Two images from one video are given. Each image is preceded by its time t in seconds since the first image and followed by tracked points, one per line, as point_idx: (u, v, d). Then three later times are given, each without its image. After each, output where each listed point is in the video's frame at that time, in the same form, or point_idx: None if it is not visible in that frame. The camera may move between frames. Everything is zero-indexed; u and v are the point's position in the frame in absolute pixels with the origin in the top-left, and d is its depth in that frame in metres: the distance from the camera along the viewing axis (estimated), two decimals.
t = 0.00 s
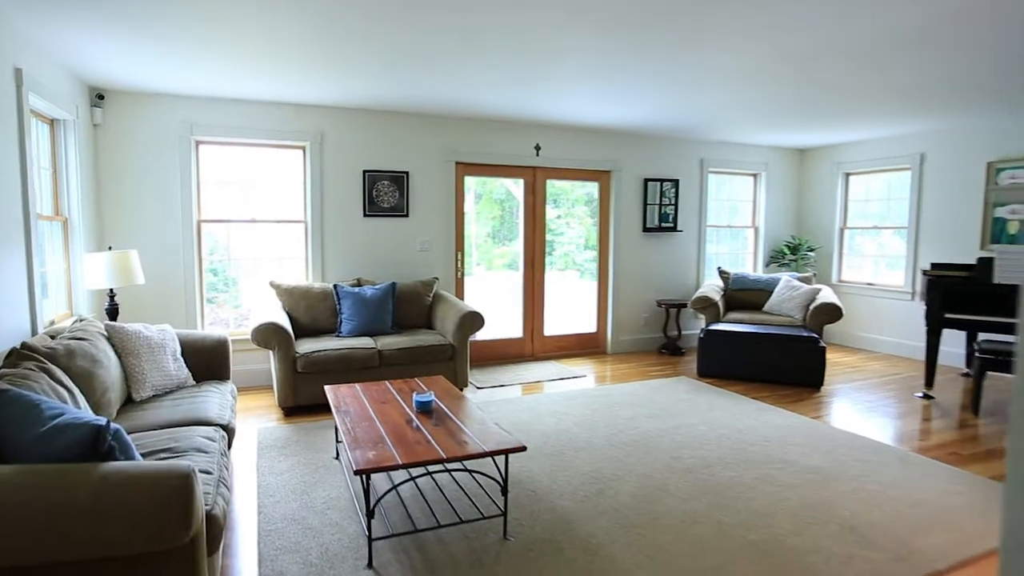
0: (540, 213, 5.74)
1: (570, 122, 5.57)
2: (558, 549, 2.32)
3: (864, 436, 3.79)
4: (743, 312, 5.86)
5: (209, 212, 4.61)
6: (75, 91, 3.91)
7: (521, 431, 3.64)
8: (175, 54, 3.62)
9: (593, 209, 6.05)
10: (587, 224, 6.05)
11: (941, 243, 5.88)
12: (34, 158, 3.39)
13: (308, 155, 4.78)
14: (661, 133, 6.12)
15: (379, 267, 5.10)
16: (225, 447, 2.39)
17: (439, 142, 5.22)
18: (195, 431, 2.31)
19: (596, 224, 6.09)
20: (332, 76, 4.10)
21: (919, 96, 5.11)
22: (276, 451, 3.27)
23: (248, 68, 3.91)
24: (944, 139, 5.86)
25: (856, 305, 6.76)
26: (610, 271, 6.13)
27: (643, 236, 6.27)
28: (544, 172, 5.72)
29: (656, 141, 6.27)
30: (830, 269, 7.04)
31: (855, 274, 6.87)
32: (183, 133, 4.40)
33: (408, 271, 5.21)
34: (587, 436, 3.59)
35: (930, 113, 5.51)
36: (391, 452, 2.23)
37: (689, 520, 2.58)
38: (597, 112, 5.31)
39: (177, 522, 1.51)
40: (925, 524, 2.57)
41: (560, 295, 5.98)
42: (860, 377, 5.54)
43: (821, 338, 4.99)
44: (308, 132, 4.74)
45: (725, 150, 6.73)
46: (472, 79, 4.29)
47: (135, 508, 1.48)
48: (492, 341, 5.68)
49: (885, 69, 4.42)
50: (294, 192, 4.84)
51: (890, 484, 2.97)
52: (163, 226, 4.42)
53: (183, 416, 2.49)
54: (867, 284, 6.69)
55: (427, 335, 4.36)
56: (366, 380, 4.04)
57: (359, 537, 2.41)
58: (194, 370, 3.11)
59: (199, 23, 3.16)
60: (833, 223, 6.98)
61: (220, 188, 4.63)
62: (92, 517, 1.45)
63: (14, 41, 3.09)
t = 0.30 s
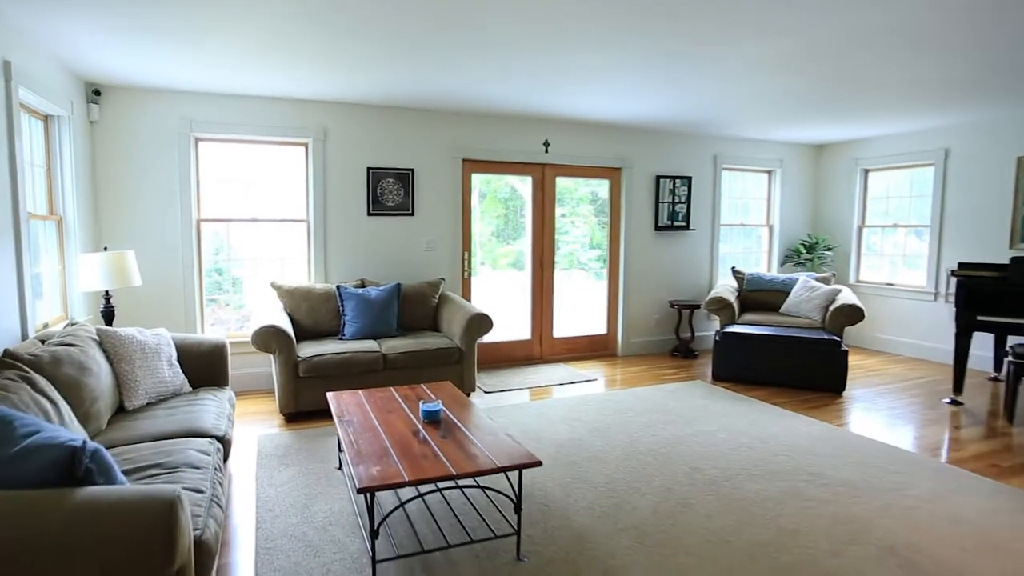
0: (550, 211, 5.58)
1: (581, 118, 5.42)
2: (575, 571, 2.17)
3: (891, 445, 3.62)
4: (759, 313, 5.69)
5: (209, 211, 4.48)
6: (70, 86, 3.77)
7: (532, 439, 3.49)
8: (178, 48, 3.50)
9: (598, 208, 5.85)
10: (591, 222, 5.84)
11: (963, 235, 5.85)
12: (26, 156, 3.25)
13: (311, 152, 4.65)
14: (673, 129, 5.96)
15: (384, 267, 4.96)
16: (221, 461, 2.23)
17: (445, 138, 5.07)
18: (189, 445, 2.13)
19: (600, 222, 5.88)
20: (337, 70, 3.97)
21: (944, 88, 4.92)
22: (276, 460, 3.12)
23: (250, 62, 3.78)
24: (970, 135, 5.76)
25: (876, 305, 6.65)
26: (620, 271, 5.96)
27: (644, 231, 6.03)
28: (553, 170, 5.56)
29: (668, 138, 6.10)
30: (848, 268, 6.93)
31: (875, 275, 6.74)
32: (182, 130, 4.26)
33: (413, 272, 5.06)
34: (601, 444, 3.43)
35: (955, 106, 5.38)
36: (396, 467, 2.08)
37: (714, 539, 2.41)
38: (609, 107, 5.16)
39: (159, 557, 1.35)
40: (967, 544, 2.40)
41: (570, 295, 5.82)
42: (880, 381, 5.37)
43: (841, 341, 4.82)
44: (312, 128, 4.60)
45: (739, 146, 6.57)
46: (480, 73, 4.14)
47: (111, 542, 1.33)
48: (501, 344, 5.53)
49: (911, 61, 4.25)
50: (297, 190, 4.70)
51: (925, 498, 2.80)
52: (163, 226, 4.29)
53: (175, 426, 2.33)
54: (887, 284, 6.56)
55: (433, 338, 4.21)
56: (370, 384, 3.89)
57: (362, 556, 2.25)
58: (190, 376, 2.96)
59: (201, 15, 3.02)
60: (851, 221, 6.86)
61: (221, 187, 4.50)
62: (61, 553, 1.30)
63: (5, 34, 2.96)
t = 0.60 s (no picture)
0: (556, 211, 5.43)
1: (588, 113, 5.26)
2: None
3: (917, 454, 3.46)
4: (772, 314, 5.53)
5: (205, 210, 4.33)
6: (58, 81, 3.62)
7: (541, 448, 3.33)
8: (169, 41, 3.35)
9: (600, 207, 5.67)
10: (593, 222, 5.65)
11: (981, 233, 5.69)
12: (8, 154, 3.11)
13: (309, 148, 4.49)
14: (683, 125, 5.80)
15: (385, 268, 4.80)
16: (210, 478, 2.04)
17: (449, 134, 4.92)
18: (174, 461, 1.94)
19: (603, 221, 5.71)
20: (337, 64, 3.82)
21: (965, 81, 4.76)
22: (272, 471, 2.96)
23: (246, 56, 3.63)
24: (987, 130, 5.61)
25: (890, 306, 6.52)
26: (628, 271, 5.80)
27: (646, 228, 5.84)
28: (559, 166, 5.40)
29: (677, 134, 5.94)
30: (861, 268, 6.79)
31: (890, 275, 6.60)
32: (175, 126, 4.11)
33: (416, 273, 4.91)
34: (614, 452, 3.27)
35: (974, 100, 5.22)
36: (399, 486, 1.91)
37: (738, 560, 2.25)
38: (617, 102, 5.00)
39: None
40: (1011, 565, 2.24)
41: (576, 297, 5.66)
42: (897, 384, 5.21)
43: (859, 343, 4.66)
44: (310, 123, 4.45)
45: (749, 143, 6.42)
46: (485, 66, 3.98)
47: None
48: (506, 347, 5.37)
49: (933, 54, 4.09)
50: (296, 188, 4.55)
51: (960, 513, 2.64)
52: (156, 226, 4.14)
53: (162, 440, 2.14)
54: (902, 285, 6.43)
55: (436, 342, 4.05)
56: (370, 390, 3.73)
57: None
58: (180, 384, 2.77)
59: (191, 5, 2.87)
60: (863, 219, 6.71)
61: (218, 185, 4.35)
62: None
63: None
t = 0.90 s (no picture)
0: (560, 210, 5.27)
1: (594, 108, 5.10)
2: None
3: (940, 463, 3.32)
4: (781, 316, 5.38)
5: (196, 209, 4.16)
6: (41, 74, 3.45)
7: (548, 457, 3.18)
8: (158, 33, 3.19)
9: (599, 205, 5.49)
10: (592, 220, 5.48)
11: (996, 232, 5.58)
12: None
13: (304, 144, 4.32)
14: (690, 121, 5.65)
15: (384, 268, 4.64)
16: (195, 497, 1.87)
17: (449, 130, 4.75)
18: (156, 481, 1.77)
19: (602, 220, 5.53)
20: (335, 57, 3.66)
21: (982, 75, 4.61)
22: (264, 484, 2.79)
23: (239, 49, 3.47)
24: (1003, 126, 5.49)
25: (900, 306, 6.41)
26: (633, 271, 5.65)
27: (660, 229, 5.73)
28: (562, 163, 5.24)
29: (683, 130, 5.79)
30: (871, 267, 6.66)
31: (901, 276, 6.48)
32: (165, 121, 3.94)
33: (416, 273, 4.75)
34: (624, 462, 3.12)
35: (991, 95, 5.08)
36: (400, 508, 1.76)
37: None
38: (623, 97, 4.84)
39: None
40: None
41: (581, 298, 5.51)
42: (910, 388, 5.07)
43: (874, 346, 4.52)
44: (307, 118, 4.29)
45: (757, 139, 6.28)
46: (487, 59, 3.81)
47: None
48: (508, 349, 5.21)
49: (953, 46, 3.94)
50: (292, 187, 4.39)
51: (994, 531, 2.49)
52: (146, 225, 3.97)
53: (143, 456, 1.96)
54: (913, 284, 6.32)
55: (436, 345, 3.89)
56: (368, 396, 3.57)
57: None
58: (167, 393, 2.60)
59: None
60: (873, 217, 6.58)
61: (210, 183, 4.18)
62: None
63: None
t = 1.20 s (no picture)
0: (560, 208, 5.13)
1: (595, 103, 4.96)
2: None
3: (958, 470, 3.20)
4: (785, 316, 5.26)
5: (180, 208, 3.98)
6: (13, 64, 3.25)
7: (553, 466, 3.02)
8: (135, 21, 3.00)
9: (591, 205, 5.31)
10: (584, 220, 5.29)
11: (1000, 231, 5.49)
12: None
13: (295, 139, 4.15)
14: (691, 118, 5.52)
15: (377, 268, 4.47)
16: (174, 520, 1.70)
17: (446, 125, 4.59)
18: (129, 506, 1.59)
19: (594, 220, 5.35)
20: (325, 48, 3.49)
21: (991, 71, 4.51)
22: (254, 499, 2.61)
23: (224, 40, 3.29)
24: (1008, 123, 5.40)
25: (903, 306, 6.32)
26: (634, 271, 5.52)
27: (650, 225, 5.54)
28: (562, 160, 5.09)
29: (684, 127, 5.66)
30: (873, 266, 6.56)
31: (902, 275, 6.39)
32: (148, 114, 3.76)
33: (411, 274, 4.58)
34: (632, 471, 2.97)
35: (997, 91, 4.99)
36: (401, 533, 1.60)
37: None
38: (625, 91, 4.69)
39: None
40: None
41: (579, 298, 5.37)
42: (916, 389, 4.97)
43: (882, 347, 4.41)
44: (297, 112, 4.11)
45: (758, 136, 6.16)
46: (484, 51, 3.65)
47: None
48: (506, 352, 5.06)
49: (965, 40, 3.83)
50: (282, 185, 4.22)
51: None
52: (126, 224, 3.78)
53: (118, 476, 1.78)
54: (915, 284, 6.22)
55: (433, 349, 3.73)
56: (363, 403, 3.41)
57: None
58: (147, 403, 2.43)
59: None
60: (874, 216, 6.48)
61: (194, 180, 4.00)
62: None
63: None
